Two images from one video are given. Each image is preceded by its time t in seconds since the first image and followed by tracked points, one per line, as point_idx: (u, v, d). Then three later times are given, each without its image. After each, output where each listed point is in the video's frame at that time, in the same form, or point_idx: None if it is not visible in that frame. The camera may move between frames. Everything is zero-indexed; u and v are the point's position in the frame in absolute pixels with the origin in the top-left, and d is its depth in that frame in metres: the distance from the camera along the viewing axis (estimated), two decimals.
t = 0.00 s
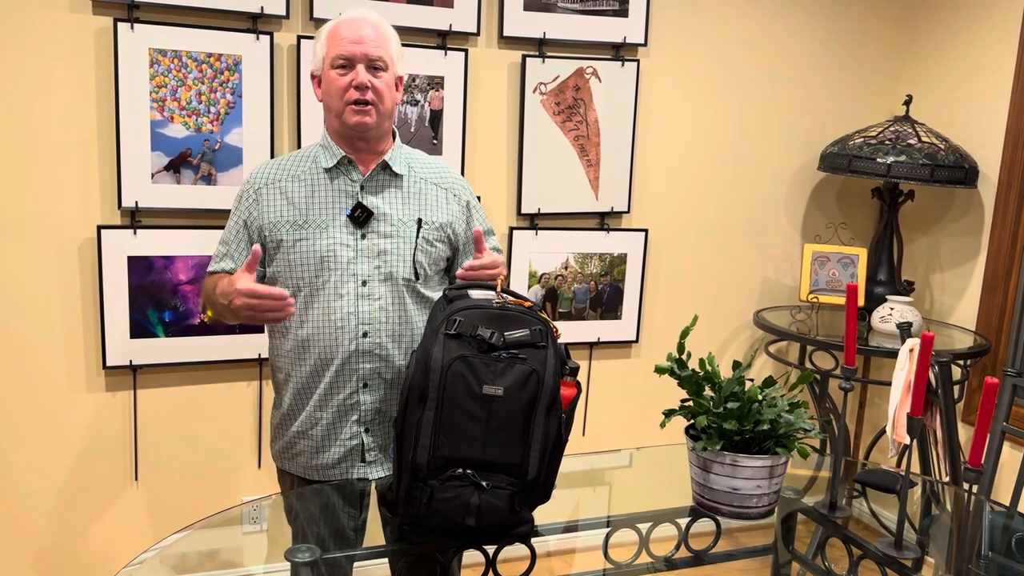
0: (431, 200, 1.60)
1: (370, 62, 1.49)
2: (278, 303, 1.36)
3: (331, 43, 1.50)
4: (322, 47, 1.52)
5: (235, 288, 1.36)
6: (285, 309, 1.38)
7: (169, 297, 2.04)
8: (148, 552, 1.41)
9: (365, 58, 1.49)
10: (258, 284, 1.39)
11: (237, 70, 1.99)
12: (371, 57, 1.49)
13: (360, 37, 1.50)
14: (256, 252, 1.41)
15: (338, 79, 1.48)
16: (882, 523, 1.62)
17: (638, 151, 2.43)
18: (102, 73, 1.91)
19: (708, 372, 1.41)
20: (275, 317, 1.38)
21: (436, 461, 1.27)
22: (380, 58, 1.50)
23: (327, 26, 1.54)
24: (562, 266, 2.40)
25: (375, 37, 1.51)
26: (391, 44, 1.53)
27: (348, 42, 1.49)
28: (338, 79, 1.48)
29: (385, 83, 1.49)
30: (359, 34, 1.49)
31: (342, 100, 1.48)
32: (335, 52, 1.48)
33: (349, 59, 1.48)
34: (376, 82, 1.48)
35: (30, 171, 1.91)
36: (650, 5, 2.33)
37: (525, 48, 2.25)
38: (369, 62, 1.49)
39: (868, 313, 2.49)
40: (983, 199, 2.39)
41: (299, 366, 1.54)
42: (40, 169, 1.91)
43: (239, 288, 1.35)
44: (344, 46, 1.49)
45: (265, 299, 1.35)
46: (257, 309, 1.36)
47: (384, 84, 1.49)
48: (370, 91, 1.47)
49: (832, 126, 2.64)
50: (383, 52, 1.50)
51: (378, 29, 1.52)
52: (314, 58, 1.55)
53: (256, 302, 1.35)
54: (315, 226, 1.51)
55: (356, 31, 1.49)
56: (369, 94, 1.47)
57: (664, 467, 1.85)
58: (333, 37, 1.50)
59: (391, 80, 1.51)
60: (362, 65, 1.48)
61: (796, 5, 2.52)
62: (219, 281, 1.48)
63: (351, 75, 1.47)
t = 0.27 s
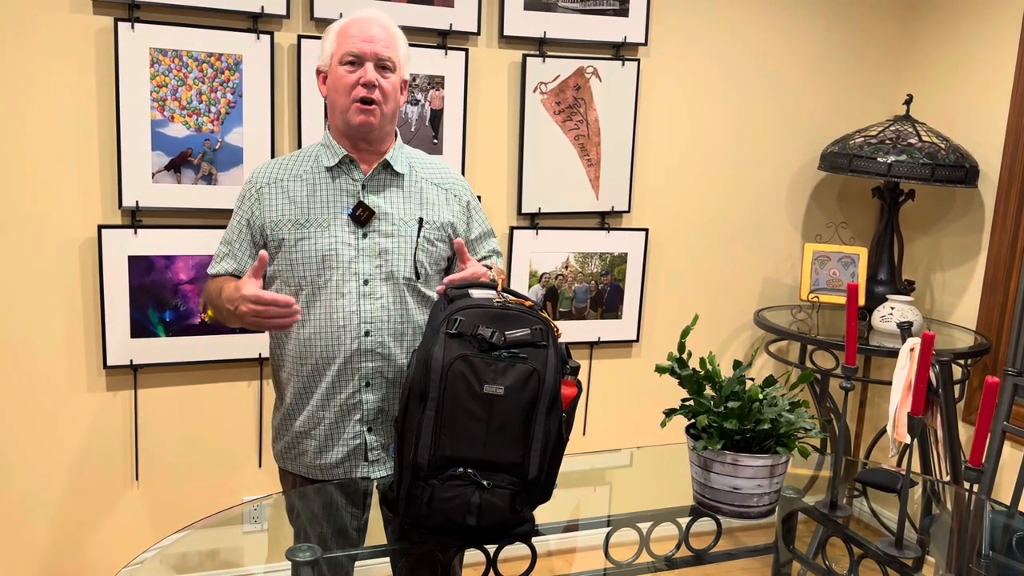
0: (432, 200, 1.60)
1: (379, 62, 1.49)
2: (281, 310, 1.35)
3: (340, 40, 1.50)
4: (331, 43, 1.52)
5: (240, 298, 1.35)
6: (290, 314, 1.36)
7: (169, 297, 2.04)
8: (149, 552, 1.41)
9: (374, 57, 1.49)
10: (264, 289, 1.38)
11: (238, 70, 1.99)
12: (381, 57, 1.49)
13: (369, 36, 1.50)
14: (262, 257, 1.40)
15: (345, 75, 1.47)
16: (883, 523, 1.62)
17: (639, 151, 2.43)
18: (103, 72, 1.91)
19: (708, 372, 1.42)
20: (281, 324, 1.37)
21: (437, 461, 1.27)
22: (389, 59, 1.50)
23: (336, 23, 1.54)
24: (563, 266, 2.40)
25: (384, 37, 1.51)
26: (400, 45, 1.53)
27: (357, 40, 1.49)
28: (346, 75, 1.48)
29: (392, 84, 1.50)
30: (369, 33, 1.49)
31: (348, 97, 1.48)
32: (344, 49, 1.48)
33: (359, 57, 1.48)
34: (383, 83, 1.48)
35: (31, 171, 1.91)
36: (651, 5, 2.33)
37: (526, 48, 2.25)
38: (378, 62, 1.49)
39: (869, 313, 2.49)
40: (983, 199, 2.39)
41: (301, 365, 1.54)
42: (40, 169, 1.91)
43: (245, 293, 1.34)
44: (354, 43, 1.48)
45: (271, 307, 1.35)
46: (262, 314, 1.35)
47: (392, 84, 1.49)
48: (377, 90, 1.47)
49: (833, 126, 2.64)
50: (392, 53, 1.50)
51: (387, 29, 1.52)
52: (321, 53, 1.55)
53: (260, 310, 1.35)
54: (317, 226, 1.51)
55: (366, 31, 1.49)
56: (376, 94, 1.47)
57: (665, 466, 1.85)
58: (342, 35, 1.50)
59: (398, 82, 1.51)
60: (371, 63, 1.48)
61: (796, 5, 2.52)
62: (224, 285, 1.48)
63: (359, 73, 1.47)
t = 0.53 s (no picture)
0: (434, 201, 1.60)
1: (382, 61, 1.49)
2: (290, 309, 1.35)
3: (343, 40, 1.50)
4: (334, 43, 1.52)
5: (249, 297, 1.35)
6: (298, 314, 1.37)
7: (170, 297, 2.04)
8: (150, 552, 1.42)
9: (378, 56, 1.49)
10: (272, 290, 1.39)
11: (239, 70, 2.00)
12: (384, 56, 1.50)
13: (372, 36, 1.50)
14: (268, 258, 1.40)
15: (348, 74, 1.48)
16: (883, 522, 1.63)
17: (639, 152, 2.44)
18: (104, 72, 1.92)
19: (708, 372, 1.42)
20: (288, 324, 1.37)
21: (438, 460, 1.28)
22: (392, 59, 1.50)
23: (339, 24, 1.55)
24: (563, 266, 2.41)
25: (387, 38, 1.51)
26: (403, 46, 1.53)
27: (360, 39, 1.49)
28: (349, 74, 1.48)
29: (395, 83, 1.50)
30: (372, 33, 1.50)
31: (351, 95, 1.47)
32: (348, 48, 1.49)
33: (362, 56, 1.49)
34: (387, 81, 1.48)
35: (32, 171, 1.91)
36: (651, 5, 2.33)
37: (526, 48, 2.26)
38: (381, 62, 1.49)
39: (869, 313, 2.49)
40: (983, 199, 2.39)
41: (302, 365, 1.54)
42: (41, 169, 1.91)
43: (254, 292, 1.35)
44: (357, 43, 1.49)
45: (278, 306, 1.35)
46: (270, 314, 1.35)
47: (394, 84, 1.49)
48: (380, 89, 1.47)
49: (833, 126, 2.64)
50: (395, 52, 1.51)
51: (390, 29, 1.52)
52: (324, 53, 1.55)
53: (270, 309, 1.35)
54: (319, 226, 1.51)
55: (369, 31, 1.50)
56: (379, 92, 1.47)
57: (665, 466, 1.85)
58: (346, 35, 1.51)
59: (401, 81, 1.52)
60: (374, 63, 1.49)
61: (796, 5, 2.52)
62: (231, 287, 1.48)
63: (362, 72, 1.47)
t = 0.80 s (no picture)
0: (434, 201, 1.60)
1: (381, 60, 1.49)
2: (298, 302, 1.36)
3: (341, 39, 1.50)
4: (332, 42, 1.52)
5: (254, 290, 1.36)
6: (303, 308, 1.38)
7: (171, 297, 2.04)
8: (151, 551, 1.42)
9: (376, 55, 1.49)
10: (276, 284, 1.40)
11: (239, 70, 2.00)
12: (382, 55, 1.49)
13: (370, 35, 1.50)
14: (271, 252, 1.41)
15: (347, 73, 1.48)
16: (883, 521, 1.63)
17: (639, 151, 2.43)
18: (104, 72, 1.92)
19: (708, 372, 1.42)
20: (292, 318, 1.38)
21: (438, 460, 1.28)
22: (391, 57, 1.50)
23: (337, 23, 1.54)
24: (563, 266, 2.41)
25: (385, 36, 1.51)
26: (401, 44, 1.53)
27: (359, 38, 1.49)
28: (347, 74, 1.48)
29: (394, 82, 1.50)
30: (370, 32, 1.50)
31: (350, 94, 1.48)
32: (345, 48, 1.49)
33: (360, 55, 1.48)
34: (385, 80, 1.48)
35: (32, 171, 1.91)
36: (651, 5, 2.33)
37: (526, 47, 2.26)
38: (379, 60, 1.49)
39: (869, 312, 2.49)
40: (984, 198, 2.39)
41: (302, 366, 1.54)
42: (41, 169, 1.91)
43: (259, 287, 1.36)
44: (355, 42, 1.49)
45: (284, 301, 1.36)
46: (275, 309, 1.36)
47: (393, 82, 1.49)
48: (378, 87, 1.47)
49: (833, 125, 2.64)
50: (393, 51, 1.51)
51: (388, 28, 1.52)
52: (322, 53, 1.55)
53: (277, 301, 1.35)
54: (319, 227, 1.51)
55: (367, 29, 1.50)
56: (378, 91, 1.47)
57: (665, 466, 1.85)
58: (344, 34, 1.51)
59: (400, 80, 1.52)
60: (372, 61, 1.48)
61: (797, 5, 2.52)
62: (230, 285, 1.48)
63: (361, 71, 1.47)
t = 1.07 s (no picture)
0: (434, 201, 1.60)
1: (380, 59, 1.49)
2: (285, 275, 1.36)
3: (341, 39, 1.50)
4: (331, 42, 1.52)
5: (242, 269, 1.36)
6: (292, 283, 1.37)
7: (171, 296, 2.04)
8: (151, 551, 1.41)
9: (375, 55, 1.49)
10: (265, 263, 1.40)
11: (239, 70, 2.00)
12: (381, 54, 1.49)
13: (369, 34, 1.50)
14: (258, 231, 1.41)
15: (346, 73, 1.48)
16: (883, 521, 1.63)
17: (639, 151, 2.43)
18: (105, 73, 1.92)
19: (709, 371, 1.42)
20: (282, 293, 1.37)
21: (439, 460, 1.28)
22: (390, 57, 1.50)
23: (336, 22, 1.54)
24: (564, 265, 2.41)
25: (385, 35, 1.51)
26: (401, 43, 1.53)
27: (358, 38, 1.49)
28: (346, 74, 1.48)
29: (393, 81, 1.50)
30: (369, 31, 1.50)
31: (349, 95, 1.48)
32: (344, 47, 1.48)
33: (359, 55, 1.48)
34: (384, 79, 1.48)
35: (32, 170, 1.91)
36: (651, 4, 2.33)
37: (526, 47, 2.25)
38: (379, 60, 1.49)
39: (870, 312, 2.49)
40: (985, 198, 2.39)
41: (302, 367, 1.53)
42: (41, 169, 1.91)
43: (245, 266, 1.36)
44: (354, 41, 1.49)
45: (271, 274, 1.35)
46: (263, 285, 1.36)
47: (392, 82, 1.49)
48: (378, 87, 1.47)
49: (833, 125, 2.64)
50: (393, 50, 1.50)
51: (387, 27, 1.52)
52: (322, 52, 1.55)
53: (264, 276, 1.35)
54: (318, 227, 1.51)
55: (366, 29, 1.50)
56: (377, 91, 1.47)
57: (665, 466, 1.85)
58: (343, 33, 1.51)
59: (399, 79, 1.52)
60: (371, 61, 1.48)
61: (797, 4, 2.52)
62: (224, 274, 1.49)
63: (360, 71, 1.47)
